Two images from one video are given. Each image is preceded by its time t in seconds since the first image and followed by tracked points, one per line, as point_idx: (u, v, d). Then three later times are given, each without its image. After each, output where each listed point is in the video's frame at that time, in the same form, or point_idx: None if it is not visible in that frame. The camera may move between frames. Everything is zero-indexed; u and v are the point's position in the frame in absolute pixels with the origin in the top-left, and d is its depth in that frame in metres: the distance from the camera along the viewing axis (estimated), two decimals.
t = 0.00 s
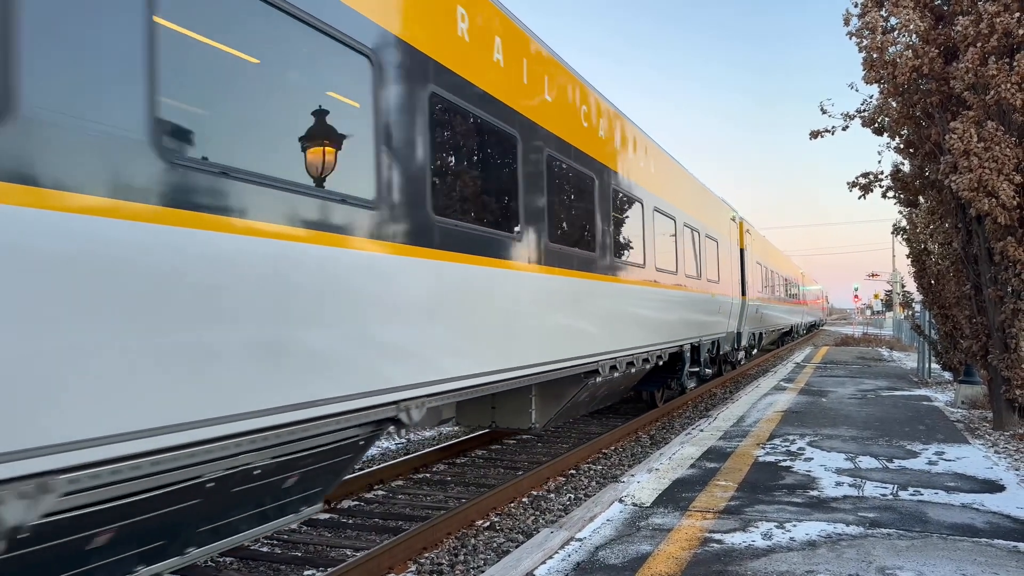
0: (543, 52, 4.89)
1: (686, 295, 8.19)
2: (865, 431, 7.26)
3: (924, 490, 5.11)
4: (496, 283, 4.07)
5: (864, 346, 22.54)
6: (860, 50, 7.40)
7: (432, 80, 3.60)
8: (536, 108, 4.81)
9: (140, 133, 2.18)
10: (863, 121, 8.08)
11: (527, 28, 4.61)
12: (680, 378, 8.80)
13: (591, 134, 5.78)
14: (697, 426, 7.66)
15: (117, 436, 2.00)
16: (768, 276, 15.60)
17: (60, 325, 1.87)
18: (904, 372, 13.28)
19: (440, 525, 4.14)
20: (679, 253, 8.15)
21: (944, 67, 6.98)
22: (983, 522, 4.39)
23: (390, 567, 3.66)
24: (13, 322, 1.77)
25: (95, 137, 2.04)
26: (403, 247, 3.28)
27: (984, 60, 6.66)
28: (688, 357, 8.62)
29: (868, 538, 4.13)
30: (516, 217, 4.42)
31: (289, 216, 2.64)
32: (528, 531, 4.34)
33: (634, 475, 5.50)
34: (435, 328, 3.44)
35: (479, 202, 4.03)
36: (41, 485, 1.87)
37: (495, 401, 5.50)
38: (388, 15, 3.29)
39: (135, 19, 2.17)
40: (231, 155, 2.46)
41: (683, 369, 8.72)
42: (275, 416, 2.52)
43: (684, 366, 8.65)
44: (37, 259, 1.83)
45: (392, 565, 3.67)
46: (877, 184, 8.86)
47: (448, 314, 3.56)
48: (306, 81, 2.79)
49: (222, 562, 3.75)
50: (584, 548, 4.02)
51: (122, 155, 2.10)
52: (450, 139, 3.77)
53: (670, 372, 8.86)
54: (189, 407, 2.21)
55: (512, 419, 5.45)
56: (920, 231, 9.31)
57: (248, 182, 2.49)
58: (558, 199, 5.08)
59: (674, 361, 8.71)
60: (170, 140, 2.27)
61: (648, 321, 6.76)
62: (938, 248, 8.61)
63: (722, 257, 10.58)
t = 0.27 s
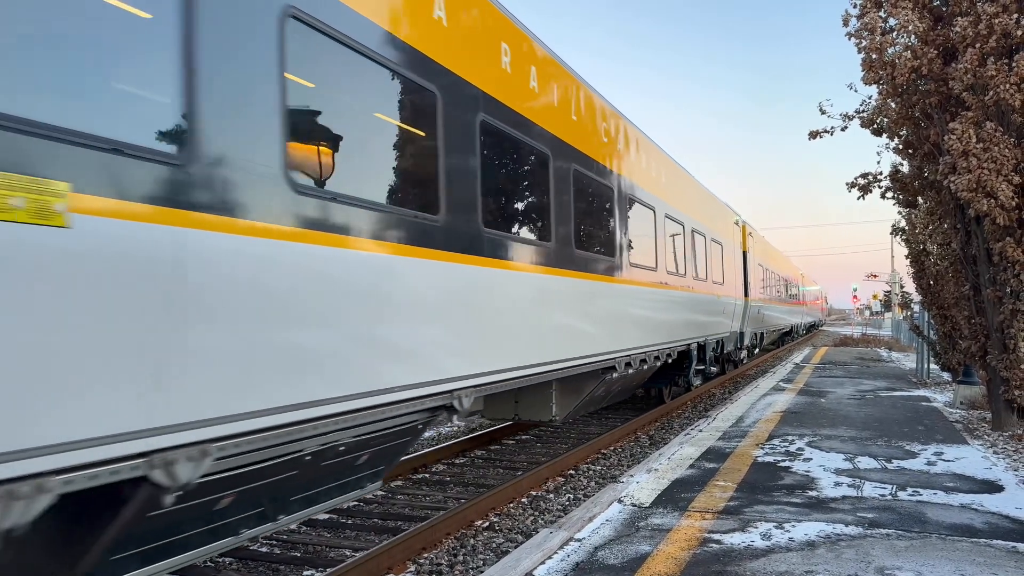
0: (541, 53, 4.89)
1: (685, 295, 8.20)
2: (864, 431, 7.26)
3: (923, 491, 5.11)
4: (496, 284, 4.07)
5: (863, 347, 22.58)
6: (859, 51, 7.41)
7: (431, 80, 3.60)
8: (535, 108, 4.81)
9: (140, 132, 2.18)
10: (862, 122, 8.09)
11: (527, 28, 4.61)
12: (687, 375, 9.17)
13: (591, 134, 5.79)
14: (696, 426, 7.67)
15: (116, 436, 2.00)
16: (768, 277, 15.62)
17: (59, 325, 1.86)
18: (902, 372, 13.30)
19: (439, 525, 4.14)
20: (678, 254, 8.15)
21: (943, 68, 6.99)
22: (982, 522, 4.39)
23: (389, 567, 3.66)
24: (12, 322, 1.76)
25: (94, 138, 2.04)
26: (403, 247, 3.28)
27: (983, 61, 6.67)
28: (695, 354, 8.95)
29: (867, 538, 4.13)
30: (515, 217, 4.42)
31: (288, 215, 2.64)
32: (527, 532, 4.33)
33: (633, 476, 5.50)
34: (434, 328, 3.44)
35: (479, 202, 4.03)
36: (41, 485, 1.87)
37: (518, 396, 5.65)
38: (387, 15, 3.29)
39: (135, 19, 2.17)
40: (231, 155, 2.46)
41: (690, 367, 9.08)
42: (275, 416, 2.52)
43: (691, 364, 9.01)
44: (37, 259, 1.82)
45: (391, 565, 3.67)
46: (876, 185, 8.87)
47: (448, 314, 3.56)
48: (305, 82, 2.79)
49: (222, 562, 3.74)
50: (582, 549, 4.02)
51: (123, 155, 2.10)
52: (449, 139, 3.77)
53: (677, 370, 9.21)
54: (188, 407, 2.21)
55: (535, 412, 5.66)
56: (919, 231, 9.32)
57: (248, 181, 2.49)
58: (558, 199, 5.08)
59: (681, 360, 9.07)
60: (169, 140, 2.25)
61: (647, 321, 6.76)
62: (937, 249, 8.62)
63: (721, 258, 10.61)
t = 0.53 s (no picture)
0: (542, 53, 4.89)
1: (684, 296, 8.21)
2: (864, 432, 7.27)
3: (922, 491, 5.12)
4: (496, 284, 4.07)
5: (863, 347, 22.60)
6: (859, 51, 7.42)
7: (431, 81, 3.60)
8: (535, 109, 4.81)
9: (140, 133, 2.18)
10: (862, 122, 8.10)
11: (527, 29, 4.61)
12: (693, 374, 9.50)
13: (591, 135, 5.80)
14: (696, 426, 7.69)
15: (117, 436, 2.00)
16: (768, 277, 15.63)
17: (60, 325, 1.86)
18: (902, 373, 13.31)
19: (439, 525, 4.14)
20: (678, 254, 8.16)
21: (943, 69, 7.00)
22: (982, 523, 4.40)
23: (389, 567, 3.66)
24: (12, 321, 1.76)
25: (94, 138, 2.04)
26: (403, 248, 3.28)
27: (982, 61, 6.67)
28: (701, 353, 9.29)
29: (866, 539, 4.13)
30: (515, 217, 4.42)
31: (289, 215, 2.64)
32: (527, 532, 4.34)
33: (633, 476, 5.51)
34: (434, 328, 3.45)
35: (479, 202, 4.03)
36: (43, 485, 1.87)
37: (535, 392, 5.90)
38: (387, 15, 3.29)
39: (138, 21, 2.17)
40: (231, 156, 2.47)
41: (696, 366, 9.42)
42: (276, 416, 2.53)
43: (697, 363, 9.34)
44: (38, 259, 1.83)
45: (391, 565, 3.67)
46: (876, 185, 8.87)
47: (448, 314, 3.57)
48: (305, 82, 2.79)
49: (222, 562, 3.74)
50: (582, 549, 4.02)
51: (122, 153, 2.10)
52: (449, 139, 3.77)
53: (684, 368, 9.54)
54: (190, 406, 2.21)
55: (552, 406, 5.91)
56: (918, 232, 9.33)
57: (249, 182, 2.49)
58: (558, 199, 5.09)
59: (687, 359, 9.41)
60: (167, 141, 2.26)
61: (647, 321, 6.78)
62: (936, 249, 8.62)
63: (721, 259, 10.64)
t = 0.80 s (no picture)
0: (541, 53, 4.90)
1: (684, 296, 8.21)
2: (864, 432, 7.27)
3: (922, 492, 5.11)
4: (496, 285, 4.07)
5: (862, 347, 22.62)
6: (859, 51, 7.42)
7: (431, 81, 3.60)
8: (535, 109, 4.82)
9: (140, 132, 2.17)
10: (862, 122, 8.09)
11: (526, 29, 4.61)
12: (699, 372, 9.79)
13: (591, 135, 5.81)
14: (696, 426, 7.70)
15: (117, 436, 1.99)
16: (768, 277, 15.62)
17: (59, 325, 1.86)
18: (902, 373, 13.31)
19: (439, 526, 4.14)
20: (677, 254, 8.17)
21: (943, 69, 7.00)
22: (982, 523, 4.40)
23: (389, 567, 3.66)
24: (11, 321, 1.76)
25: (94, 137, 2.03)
26: (404, 248, 3.28)
27: (982, 62, 6.67)
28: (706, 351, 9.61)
29: (866, 539, 4.13)
30: (515, 217, 4.42)
31: (288, 215, 2.64)
32: (527, 532, 4.34)
33: (632, 476, 5.51)
34: (435, 328, 3.44)
35: (478, 202, 4.03)
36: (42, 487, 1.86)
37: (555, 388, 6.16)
38: (387, 15, 3.29)
39: (138, 20, 2.17)
40: (230, 156, 2.47)
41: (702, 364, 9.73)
42: (279, 417, 2.53)
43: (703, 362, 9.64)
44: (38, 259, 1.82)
45: (391, 565, 3.67)
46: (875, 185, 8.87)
47: (448, 314, 3.56)
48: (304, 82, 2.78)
49: (221, 562, 3.73)
50: (582, 549, 4.02)
51: (121, 152, 2.09)
52: (449, 139, 3.77)
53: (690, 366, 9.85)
54: (190, 407, 2.20)
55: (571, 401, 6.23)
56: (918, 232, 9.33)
57: (248, 181, 2.49)
58: (558, 199, 5.10)
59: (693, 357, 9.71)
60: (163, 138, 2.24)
61: (648, 321, 6.78)
62: (936, 249, 8.63)
63: (721, 259, 10.67)
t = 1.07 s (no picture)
0: (542, 53, 4.90)
1: (684, 296, 8.21)
2: (864, 432, 7.27)
3: (922, 492, 5.11)
4: (496, 285, 4.07)
5: (862, 347, 22.64)
6: (859, 51, 7.42)
7: (431, 81, 3.60)
8: (535, 109, 4.82)
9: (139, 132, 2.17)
10: (862, 123, 8.10)
11: (526, 29, 4.61)
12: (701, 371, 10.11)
13: (591, 135, 5.81)
14: (696, 426, 7.69)
15: (116, 436, 1.99)
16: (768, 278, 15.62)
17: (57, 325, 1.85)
18: (902, 373, 13.32)
19: (439, 526, 4.14)
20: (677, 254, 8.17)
21: (943, 69, 6.99)
22: (982, 523, 4.40)
23: (389, 568, 3.65)
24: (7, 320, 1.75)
25: (93, 138, 2.03)
26: (404, 247, 3.28)
27: (982, 62, 6.67)
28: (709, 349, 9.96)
29: (867, 539, 4.13)
30: (515, 217, 4.43)
31: (288, 215, 2.63)
32: (527, 532, 4.34)
33: (632, 476, 5.51)
34: (435, 328, 3.45)
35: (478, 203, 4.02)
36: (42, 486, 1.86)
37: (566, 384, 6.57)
38: (386, 15, 3.28)
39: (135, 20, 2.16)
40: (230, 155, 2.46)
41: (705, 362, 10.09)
42: (280, 416, 2.54)
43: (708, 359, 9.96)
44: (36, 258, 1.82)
45: (391, 565, 3.66)
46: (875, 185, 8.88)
47: (448, 315, 3.56)
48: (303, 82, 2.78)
49: (221, 563, 3.72)
50: (582, 549, 4.02)
51: (121, 153, 2.09)
52: (449, 140, 3.77)
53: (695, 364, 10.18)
54: (190, 407, 2.20)
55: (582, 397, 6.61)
56: (918, 232, 9.33)
57: (248, 180, 2.49)
58: (558, 199, 5.10)
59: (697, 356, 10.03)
60: (158, 138, 2.22)
61: (648, 321, 6.79)
62: (936, 249, 8.63)
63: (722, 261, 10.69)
